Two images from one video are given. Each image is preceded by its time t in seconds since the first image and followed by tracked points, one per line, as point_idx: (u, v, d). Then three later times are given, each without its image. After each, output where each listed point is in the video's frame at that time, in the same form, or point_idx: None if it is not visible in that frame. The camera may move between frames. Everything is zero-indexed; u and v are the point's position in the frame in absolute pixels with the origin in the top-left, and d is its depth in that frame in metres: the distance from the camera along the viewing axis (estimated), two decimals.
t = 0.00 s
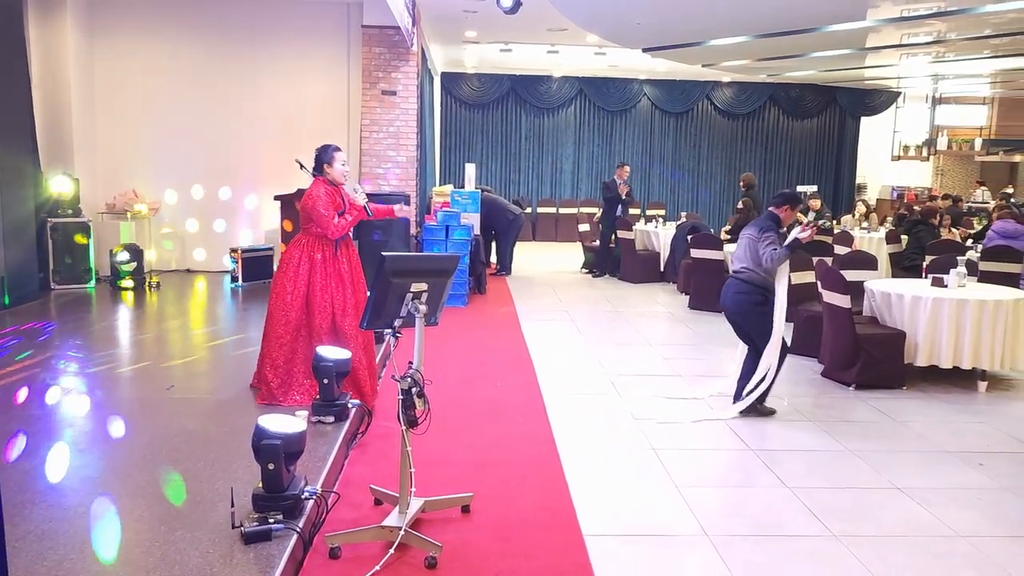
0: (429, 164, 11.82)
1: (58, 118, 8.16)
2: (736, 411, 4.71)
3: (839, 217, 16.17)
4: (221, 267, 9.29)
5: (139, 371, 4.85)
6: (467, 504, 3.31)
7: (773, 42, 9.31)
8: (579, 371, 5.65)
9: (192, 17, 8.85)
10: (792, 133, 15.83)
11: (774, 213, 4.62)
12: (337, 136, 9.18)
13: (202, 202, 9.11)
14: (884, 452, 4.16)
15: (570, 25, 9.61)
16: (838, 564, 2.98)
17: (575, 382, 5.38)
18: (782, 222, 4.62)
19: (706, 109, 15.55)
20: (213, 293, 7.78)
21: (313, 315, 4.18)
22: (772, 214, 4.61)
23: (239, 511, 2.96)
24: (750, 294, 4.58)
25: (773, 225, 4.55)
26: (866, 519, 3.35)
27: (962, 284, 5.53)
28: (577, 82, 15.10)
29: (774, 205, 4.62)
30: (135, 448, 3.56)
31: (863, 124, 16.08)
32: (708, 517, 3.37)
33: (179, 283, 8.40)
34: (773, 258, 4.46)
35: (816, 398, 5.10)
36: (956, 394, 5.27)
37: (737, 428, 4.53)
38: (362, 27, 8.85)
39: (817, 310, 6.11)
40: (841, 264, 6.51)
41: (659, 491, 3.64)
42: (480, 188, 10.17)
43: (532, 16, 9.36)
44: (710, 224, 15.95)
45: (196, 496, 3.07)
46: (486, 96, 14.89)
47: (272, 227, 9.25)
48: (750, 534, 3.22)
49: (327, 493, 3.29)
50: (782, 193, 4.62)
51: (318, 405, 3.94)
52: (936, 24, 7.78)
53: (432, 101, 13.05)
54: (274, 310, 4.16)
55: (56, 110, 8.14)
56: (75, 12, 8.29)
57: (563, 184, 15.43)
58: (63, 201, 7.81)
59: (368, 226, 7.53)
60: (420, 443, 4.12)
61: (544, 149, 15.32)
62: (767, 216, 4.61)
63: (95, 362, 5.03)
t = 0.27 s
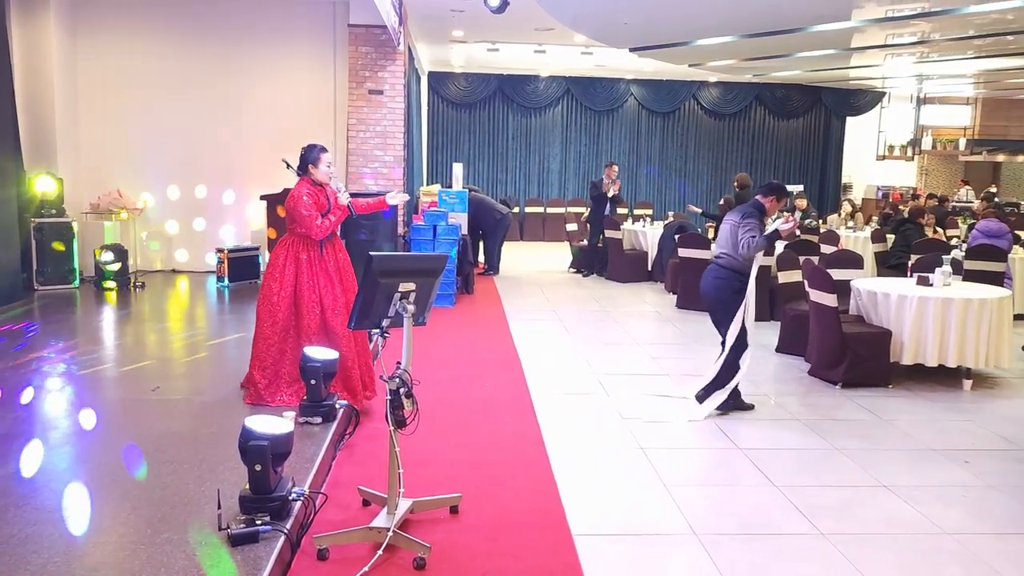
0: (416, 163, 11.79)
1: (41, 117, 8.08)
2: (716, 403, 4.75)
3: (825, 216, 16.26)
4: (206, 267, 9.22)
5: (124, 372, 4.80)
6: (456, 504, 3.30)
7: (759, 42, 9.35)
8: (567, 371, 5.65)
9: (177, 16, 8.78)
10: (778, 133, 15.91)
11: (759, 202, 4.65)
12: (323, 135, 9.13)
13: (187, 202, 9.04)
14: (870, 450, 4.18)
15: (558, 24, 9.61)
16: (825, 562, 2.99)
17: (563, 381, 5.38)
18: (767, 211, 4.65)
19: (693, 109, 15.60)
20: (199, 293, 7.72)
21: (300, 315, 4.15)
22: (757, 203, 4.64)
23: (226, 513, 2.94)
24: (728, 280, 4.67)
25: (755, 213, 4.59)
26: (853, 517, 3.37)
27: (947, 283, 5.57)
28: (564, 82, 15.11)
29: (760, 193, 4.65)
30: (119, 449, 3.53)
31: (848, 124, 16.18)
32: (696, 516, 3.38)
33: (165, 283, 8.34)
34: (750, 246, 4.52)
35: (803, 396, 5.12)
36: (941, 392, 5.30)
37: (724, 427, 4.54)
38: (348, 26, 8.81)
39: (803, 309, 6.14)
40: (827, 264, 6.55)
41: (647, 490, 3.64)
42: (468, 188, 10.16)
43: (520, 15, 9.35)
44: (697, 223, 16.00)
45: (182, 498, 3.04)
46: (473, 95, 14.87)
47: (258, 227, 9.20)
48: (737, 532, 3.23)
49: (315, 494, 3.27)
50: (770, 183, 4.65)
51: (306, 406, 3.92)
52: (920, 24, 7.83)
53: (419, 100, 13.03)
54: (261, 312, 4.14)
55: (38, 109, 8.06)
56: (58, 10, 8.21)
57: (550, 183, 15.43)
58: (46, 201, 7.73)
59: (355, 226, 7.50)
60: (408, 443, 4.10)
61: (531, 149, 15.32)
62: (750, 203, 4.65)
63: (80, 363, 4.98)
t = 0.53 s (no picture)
0: (404, 163, 11.76)
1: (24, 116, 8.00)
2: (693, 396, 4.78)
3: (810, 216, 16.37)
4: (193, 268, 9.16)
5: (109, 373, 4.77)
6: (444, 505, 3.29)
7: (745, 43, 9.38)
8: (554, 370, 5.66)
9: (162, 15, 8.72)
10: (765, 133, 15.99)
11: (730, 211, 4.65)
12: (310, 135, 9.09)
13: (173, 202, 8.97)
14: (856, 448, 4.21)
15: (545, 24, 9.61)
16: (812, 559, 3.00)
17: (551, 381, 5.38)
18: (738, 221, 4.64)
19: (680, 109, 15.65)
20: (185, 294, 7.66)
21: (283, 317, 4.14)
22: (729, 212, 4.64)
23: (213, 514, 2.92)
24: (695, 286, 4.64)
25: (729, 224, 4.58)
26: (838, 515, 3.39)
27: (932, 282, 5.62)
28: (551, 82, 15.11)
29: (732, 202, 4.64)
30: (105, 451, 3.50)
31: (834, 124, 16.29)
32: (684, 514, 3.38)
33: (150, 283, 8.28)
34: (744, 260, 4.44)
35: (790, 395, 5.15)
36: (926, 391, 5.35)
37: (712, 426, 4.55)
38: (335, 26, 8.77)
39: (790, 308, 6.18)
40: (813, 263, 6.59)
41: (635, 489, 3.65)
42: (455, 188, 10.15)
43: (507, 15, 9.35)
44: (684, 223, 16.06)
45: (168, 500, 3.02)
46: (460, 95, 14.86)
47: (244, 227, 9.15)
48: (725, 531, 3.24)
49: (302, 495, 3.26)
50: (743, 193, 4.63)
51: (292, 407, 3.91)
52: (905, 25, 7.89)
53: (406, 100, 13.00)
54: (243, 312, 4.14)
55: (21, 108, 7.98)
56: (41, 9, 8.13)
57: (538, 183, 15.44)
58: (30, 201, 7.66)
59: (342, 226, 7.48)
60: (396, 444, 4.10)
61: (519, 148, 15.32)
62: (722, 212, 4.64)
63: (65, 364, 4.93)
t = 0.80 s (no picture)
0: (392, 163, 11.72)
1: (8, 115, 7.92)
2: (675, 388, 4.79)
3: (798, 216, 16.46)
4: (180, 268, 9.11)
5: (95, 374, 4.72)
6: (433, 505, 3.29)
7: (733, 43, 9.42)
8: (543, 370, 5.66)
9: (148, 15, 8.65)
10: (752, 133, 16.06)
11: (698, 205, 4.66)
12: (297, 135, 9.04)
13: (159, 202, 8.91)
14: (842, 447, 4.23)
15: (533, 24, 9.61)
16: (799, 558, 3.02)
17: (539, 381, 5.38)
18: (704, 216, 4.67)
19: (668, 110, 15.69)
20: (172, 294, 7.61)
21: (271, 315, 4.12)
22: (696, 207, 4.65)
23: (201, 516, 2.90)
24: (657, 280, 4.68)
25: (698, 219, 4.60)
26: (826, 513, 3.41)
27: (917, 281, 5.66)
28: (540, 82, 15.12)
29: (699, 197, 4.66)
30: (91, 453, 3.46)
31: (821, 124, 16.38)
32: (672, 514, 3.39)
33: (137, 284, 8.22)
34: (709, 255, 4.53)
35: (777, 394, 5.17)
36: (912, 390, 5.38)
37: (700, 425, 4.56)
38: (322, 25, 8.74)
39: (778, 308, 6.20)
40: (800, 263, 6.62)
41: (624, 488, 3.65)
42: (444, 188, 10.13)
43: (495, 15, 9.34)
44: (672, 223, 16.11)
45: (154, 502, 3.00)
46: (449, 95, 14.83)
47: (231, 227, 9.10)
48: (714, 530, 3.25)
49: (290, 496, 3.24)
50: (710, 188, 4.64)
51: (280, 408, 3.89)
52: (891, 26, 7.93)
53: (394, 100, 12.96)
54: (230, 310, 4.12)
55: (5, 107, 7.90)
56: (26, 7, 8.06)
57: (526, 183, 15.43)
58: (14, 202, 7.59)
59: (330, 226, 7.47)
60: (385, 444, 4.08)
61: (507, 148, 15.31)
62: (691, 207, 4.65)
63: (49, 366, 4.89)
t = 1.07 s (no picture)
0: (382, 163, 11.68)
1: None
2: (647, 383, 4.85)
3: (787, 215, 16.54)
4: (170, 269, 9.05)
5: (83, 376, 4.68)
6: (423, 506, 3.28)
7: (722, 43, 9.44)
8: (534, 370, 5.66)
9: (136, 13, 8.60)
10: (742, 133, 16.12)
11: (657, 212, 4.75)
12: (286, 135, 9.00)
13: (148, 202, 8.85)
14: (832, 446, 4.25)
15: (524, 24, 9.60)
16: (790, 557, 3.02)
17: (530, 381, 5.38)
18: (665, 222, 4.74)
19: (658, 109, 15.72)
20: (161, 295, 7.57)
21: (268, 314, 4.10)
22: (655, 214, 4.74)
23: (191, 518, 2.88)
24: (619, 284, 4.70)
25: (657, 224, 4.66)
26: (816, 512, 3.42)
27: (906, 280, 5.69)
28: (530, 82, 15.12)
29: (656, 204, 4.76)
30: (79, 455, 3.43)
31: (810, 124, 16.45)
32: (663, 513, 3.39)
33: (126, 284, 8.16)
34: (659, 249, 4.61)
35: (768, 394, 5.19)
36: (901, 389, 5.41)
37: (691, 425, 4.57)
38: (312, 25, 8.71)
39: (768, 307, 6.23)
40: (790, 262, 6.65)
41: (615, 488, 3.66)
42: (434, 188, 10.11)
43: (485, 15, 9.33)
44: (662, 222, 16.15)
45: (144, 503, 2.97)
46: (439, 95, 14.81)
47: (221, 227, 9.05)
48: (704, 529, 3.25)
49: (281, 498, 3.22)
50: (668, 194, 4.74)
51: (271, 409, 3.87)
52: (879, 26, 7.98)
53: (384, 100, 12.93)
54: (227, 310, 4.09)
55: None
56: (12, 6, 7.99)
57: (517, 183, 15.43)
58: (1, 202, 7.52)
59: (321, 226, 7.46)
60: (376, 445, 4.08)
61: (498, 148, 15.31)
62: (649, 214, 4.74)
63: (37, 367, 4.84)
